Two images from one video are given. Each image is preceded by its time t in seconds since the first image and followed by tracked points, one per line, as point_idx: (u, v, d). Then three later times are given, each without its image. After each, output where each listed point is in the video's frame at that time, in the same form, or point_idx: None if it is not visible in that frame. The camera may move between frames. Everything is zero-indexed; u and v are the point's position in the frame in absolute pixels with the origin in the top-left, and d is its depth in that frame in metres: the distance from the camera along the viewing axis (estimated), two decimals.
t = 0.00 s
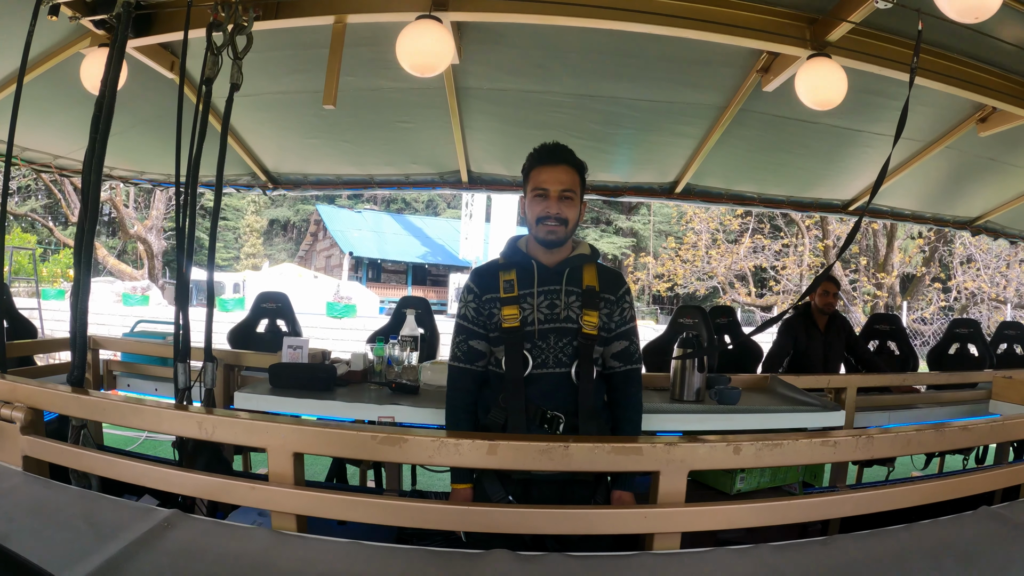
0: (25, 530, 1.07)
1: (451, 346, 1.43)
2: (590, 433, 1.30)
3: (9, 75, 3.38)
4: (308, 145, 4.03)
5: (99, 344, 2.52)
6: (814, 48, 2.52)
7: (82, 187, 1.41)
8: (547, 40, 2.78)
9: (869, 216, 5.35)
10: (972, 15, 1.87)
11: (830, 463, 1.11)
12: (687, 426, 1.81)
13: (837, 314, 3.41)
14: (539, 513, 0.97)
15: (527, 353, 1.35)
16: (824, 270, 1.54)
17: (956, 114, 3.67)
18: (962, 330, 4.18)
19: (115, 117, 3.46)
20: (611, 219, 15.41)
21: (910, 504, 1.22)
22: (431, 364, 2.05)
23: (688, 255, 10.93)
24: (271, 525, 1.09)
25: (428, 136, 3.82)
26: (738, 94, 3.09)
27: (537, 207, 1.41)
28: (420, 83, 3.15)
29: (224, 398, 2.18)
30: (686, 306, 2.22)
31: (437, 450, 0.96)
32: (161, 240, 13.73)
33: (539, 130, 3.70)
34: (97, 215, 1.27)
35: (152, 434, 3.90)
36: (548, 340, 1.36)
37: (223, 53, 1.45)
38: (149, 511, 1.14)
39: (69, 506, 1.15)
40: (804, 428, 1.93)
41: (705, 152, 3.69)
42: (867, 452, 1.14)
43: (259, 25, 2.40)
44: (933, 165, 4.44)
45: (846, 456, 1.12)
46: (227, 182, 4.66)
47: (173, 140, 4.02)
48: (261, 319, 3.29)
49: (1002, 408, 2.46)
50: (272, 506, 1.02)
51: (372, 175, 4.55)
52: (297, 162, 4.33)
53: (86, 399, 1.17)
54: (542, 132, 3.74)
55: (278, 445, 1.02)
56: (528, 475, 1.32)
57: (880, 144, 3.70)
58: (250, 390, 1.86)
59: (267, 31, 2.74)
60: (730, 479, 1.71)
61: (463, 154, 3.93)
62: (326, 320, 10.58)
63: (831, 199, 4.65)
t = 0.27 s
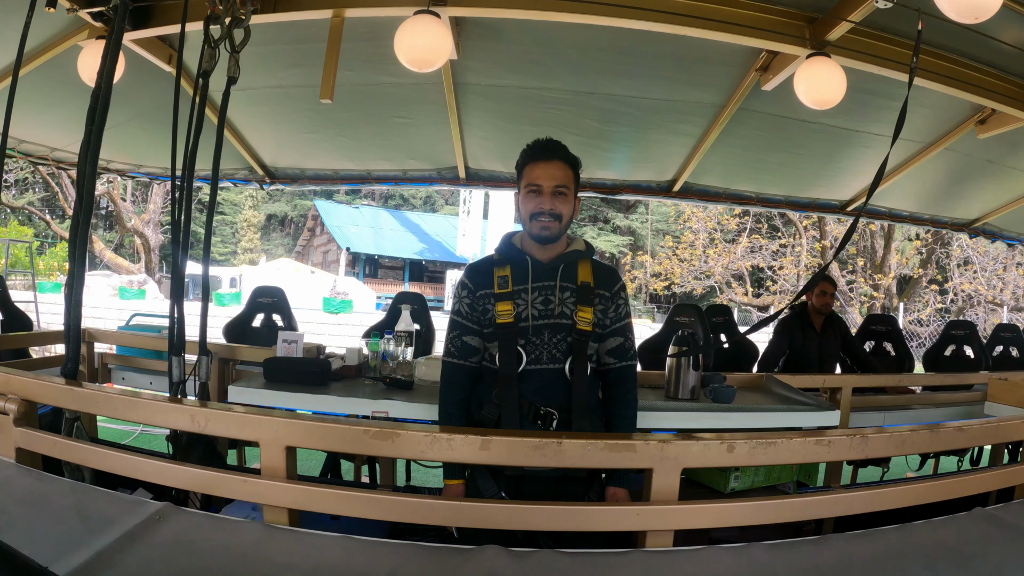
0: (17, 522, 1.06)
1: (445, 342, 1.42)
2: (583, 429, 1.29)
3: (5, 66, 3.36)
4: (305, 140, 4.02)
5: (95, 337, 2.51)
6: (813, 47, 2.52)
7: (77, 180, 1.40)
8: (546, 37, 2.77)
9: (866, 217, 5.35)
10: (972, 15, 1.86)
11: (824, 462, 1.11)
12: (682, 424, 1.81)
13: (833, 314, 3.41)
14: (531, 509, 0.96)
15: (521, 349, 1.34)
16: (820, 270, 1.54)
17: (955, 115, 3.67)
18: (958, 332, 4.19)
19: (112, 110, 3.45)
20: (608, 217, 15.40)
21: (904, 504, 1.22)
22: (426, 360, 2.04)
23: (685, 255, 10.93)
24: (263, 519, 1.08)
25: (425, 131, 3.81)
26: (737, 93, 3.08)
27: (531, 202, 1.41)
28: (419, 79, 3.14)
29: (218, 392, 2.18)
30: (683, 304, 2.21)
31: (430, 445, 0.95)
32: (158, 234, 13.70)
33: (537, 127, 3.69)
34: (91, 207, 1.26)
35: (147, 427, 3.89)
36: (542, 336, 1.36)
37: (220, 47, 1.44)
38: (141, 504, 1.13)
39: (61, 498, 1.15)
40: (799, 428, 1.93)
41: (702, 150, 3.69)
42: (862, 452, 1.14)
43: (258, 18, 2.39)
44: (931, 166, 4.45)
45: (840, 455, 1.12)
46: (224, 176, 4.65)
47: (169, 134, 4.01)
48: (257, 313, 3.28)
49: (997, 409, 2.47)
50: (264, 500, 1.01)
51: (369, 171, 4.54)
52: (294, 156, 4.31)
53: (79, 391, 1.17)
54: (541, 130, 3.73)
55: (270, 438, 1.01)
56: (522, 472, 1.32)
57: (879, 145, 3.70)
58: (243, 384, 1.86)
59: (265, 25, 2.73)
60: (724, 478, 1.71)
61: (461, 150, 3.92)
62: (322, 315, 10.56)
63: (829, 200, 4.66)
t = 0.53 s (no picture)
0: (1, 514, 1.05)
1: (433, 336, 1.42)
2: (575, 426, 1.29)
3: None
4: (299, 136, 4.00)
5: (85, 331, 2.49)
6: (810, 47, 2.52)
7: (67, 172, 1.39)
8: (543, 34, 2.76)
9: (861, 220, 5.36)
10: (969, 14, 1.87)
11: (817, 461, 1.11)
12: (674, 423, 1.80)
13: (826, 316, 3.42)
14: (520, 505, 0.95)
15: (513, 345, 1.34)
16: (815, 269, 1.53)
17: (950, 118, 3.68)
18: (951, 334, 4.20)
19: (105, 104, 3.42)
20: (602, 218, 15.40)
21: (897, 503, 1.22)
22: (417, 357, 2.03)
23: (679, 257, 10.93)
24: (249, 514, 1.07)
25: (420, 129, 3.79)
26: (733, 93, 3.08)
27: (525, 197, 1.40)
28: (414, 76, 3.13)
29: (208, 387, 2.16)
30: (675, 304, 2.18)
31: (418, 440, 0.94)
32: (151, 231, 13.62)
33: (533, 126, 3.69)
34: (81, 199, 1.24)
35: (138, 424, 3.86)
36: (534, 332, 1.35)
37: (214, 40, 1.42)
38: (127, 497, 1.12)
39: (46, 490, 1.13)
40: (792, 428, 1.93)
41: (697, 150, 3.69)
42: (855, 451, 1.14)
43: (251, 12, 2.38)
44: (925, 169, 4.46)
45: (833, 454, 1.11)
46: (217, 171, 4.62)
47: (162, 129, 3.98)
48: (248, 310, 3.27)
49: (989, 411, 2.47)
50: (251, 495, 1.00)
51: (363, 168, 4.52)
52: (287, 153, 4.29)
53: (66, 383, 1.15)
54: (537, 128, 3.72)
55: (257, 432, 1.00)
56: (512, 469, 1.31)
57: (873, 147, 3.71)
58: (232, 379, 1.85)
59: (259, 19, 2.72)
60: (716, 478, 1.70)
61: (456, 148, 3.91)
62: (316, 314, 10.53)
63: (824, 202, 4.67)
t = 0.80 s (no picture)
0: None
1: (416, 328, 1.43)
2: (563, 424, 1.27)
3: None
4: (290, 133, 3.97)
5: (70, 326, 2.45)
6: (803, 49, 2.52)
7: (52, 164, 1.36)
8: (538, 33, 2.76)
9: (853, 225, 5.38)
10: (965, 15, 1.87)
11: (809, 462, 1.09)
12: (664, 424, 1.79)
13: (817, 319, 3.42)
14: (506, 504, 0.93)
15: (500, 342, 1.32)
16: (807, 270, 1.52)
17: (944, 123, 3.69)
18: (942, 339, 4.22)
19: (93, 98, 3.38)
20: (593, 222, 15.40)
21: (888, 506, 1.21)
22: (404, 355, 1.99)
23: (670, 261, 10.92)
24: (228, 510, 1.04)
25: (411, 128, 3.77)
26: (726, 95, 3.08)
27: (516, 192, 1.38)
28: (407, 73, 3.12)
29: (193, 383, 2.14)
30: (668, 306, 2.16)
31: (401, 437, 0.92)
32: (142, 229, 13.52)
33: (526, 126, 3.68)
34: (65, 189, 1.21)
35: (125, 421, 3.82)
36: (523, 328, 1.33)
37: (206, 33, 1.40)
38: (105, 489, 1.09)
39: (22, 483, 1.11)
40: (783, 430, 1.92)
41: (689, 153, 3.69)
42: (847, 452, 1.13)
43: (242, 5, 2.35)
44: (916, 175, 4.48)
45: (825, 455, 1.10)
46: (206, 168, 4.58)
47: (151, 124, 3.94)
48: (235, 307, 3.25)
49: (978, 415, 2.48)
50: (231, 490, 0.97)
51: (354, 167, 4.49)
52: (278, 150, 4.26)
53: (47, 374, 1.12)
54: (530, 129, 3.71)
55: (238, 427, 0.98)
56: (498, 468, 1.29)
57: (866, 151, 3.72)
58: (216, 374, 1.82)
59: (251, 14, 2.69)
60: (706, 480, 1.69)
61: (448, 148, 3.89)
62: (305, 314, 10.46)
63: (816, 206, 4.68)
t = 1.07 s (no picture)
0: None
1: (389, 322, 1.45)
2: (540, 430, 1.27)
3: None
4: (277, 135, 3.95)
5: (52, 326, 2.41)
6: (791, 53, 2.54)
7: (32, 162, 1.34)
8: (528, 36, 2.75)
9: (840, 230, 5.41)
10: (951, 20, 1.88)
11: (792, 468, 1.09)
12: (646, 428, 1.79)
13: (803, 324, 3.43)
14: (485, 510, 0.92)
15: (478, 345, 1.31)
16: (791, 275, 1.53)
17: (933, 129, 3.73)
18: (929, 344, 4.25)
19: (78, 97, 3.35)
20: (582, 227, 15.41)
21: (872, 512, 1.21)
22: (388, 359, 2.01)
23: (658, 266, 10.92)
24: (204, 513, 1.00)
25: (399, 130, 3.76)
26: (713, 99, 3.10)
27: (498, 193, 1.38)
28: (395, 75, 3.11)
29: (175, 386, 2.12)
30: (653, 310, 2.16)
31: (377, 440, 0.90)
32: (129, 230, 13.41)
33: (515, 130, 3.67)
34: (46, 188, 1.20)
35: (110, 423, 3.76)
36: (501, 332, 1.33)
37: (190, 32, 1.39)
38: (83, 492, 1.04)
39: None
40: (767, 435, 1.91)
41: (676, 157, 3.70)
42: (831, 458, 1.13)
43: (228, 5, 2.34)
44: (905, 181, 4.52)
45: (807, 460, 1.09)
46: (192, 169, 4.55)
47: (137, 124, 3.91)
48: (220, 310, 3.23)
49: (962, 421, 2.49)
50: (205, 493, 0.94)
51: (341, 169, 4.47)
52: (265, 152, 4.24)
53: (24, 374, 1.08)
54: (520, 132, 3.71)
55: (213, 429, 0.94)
56: (476, 472, 1.28)
57: (852, 157, 3.75)
58: (196, 376, 1.80)
59: (237, 13, 2.68)
60: (689, 485, 1.68)
61: (434, 151, 3.88)
62: (293, 317, 10.40)
63: (803, 211, 4.71)
